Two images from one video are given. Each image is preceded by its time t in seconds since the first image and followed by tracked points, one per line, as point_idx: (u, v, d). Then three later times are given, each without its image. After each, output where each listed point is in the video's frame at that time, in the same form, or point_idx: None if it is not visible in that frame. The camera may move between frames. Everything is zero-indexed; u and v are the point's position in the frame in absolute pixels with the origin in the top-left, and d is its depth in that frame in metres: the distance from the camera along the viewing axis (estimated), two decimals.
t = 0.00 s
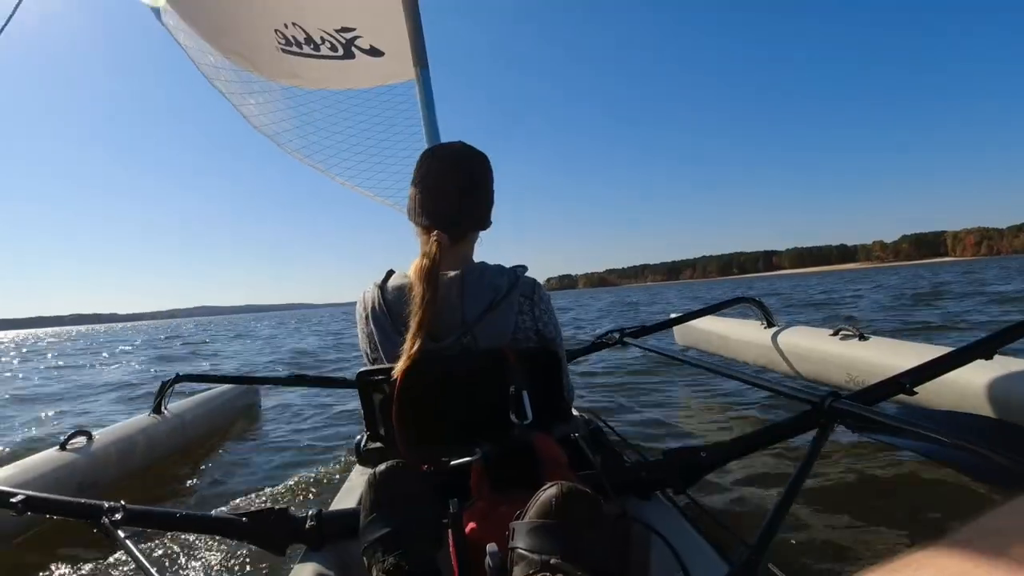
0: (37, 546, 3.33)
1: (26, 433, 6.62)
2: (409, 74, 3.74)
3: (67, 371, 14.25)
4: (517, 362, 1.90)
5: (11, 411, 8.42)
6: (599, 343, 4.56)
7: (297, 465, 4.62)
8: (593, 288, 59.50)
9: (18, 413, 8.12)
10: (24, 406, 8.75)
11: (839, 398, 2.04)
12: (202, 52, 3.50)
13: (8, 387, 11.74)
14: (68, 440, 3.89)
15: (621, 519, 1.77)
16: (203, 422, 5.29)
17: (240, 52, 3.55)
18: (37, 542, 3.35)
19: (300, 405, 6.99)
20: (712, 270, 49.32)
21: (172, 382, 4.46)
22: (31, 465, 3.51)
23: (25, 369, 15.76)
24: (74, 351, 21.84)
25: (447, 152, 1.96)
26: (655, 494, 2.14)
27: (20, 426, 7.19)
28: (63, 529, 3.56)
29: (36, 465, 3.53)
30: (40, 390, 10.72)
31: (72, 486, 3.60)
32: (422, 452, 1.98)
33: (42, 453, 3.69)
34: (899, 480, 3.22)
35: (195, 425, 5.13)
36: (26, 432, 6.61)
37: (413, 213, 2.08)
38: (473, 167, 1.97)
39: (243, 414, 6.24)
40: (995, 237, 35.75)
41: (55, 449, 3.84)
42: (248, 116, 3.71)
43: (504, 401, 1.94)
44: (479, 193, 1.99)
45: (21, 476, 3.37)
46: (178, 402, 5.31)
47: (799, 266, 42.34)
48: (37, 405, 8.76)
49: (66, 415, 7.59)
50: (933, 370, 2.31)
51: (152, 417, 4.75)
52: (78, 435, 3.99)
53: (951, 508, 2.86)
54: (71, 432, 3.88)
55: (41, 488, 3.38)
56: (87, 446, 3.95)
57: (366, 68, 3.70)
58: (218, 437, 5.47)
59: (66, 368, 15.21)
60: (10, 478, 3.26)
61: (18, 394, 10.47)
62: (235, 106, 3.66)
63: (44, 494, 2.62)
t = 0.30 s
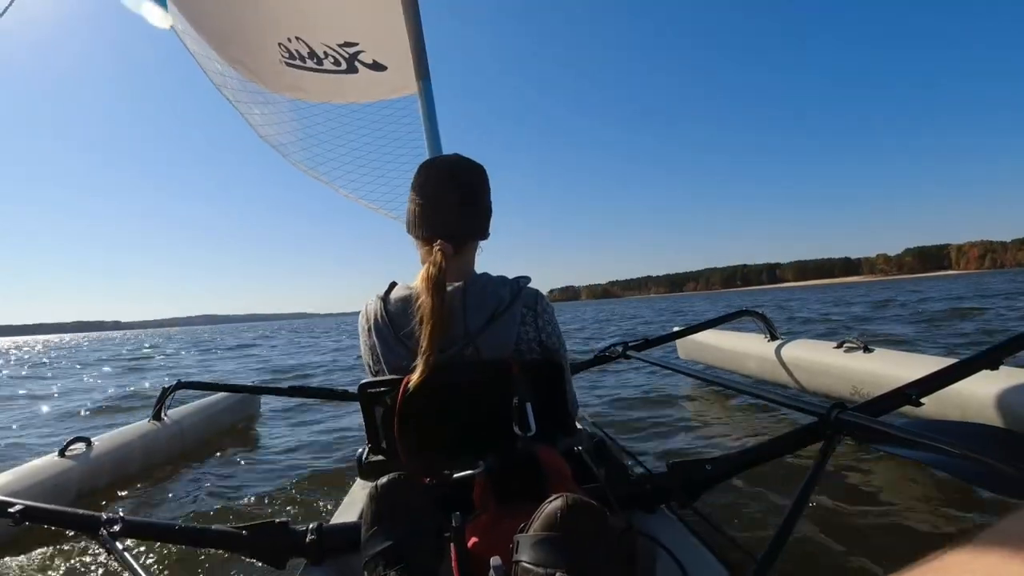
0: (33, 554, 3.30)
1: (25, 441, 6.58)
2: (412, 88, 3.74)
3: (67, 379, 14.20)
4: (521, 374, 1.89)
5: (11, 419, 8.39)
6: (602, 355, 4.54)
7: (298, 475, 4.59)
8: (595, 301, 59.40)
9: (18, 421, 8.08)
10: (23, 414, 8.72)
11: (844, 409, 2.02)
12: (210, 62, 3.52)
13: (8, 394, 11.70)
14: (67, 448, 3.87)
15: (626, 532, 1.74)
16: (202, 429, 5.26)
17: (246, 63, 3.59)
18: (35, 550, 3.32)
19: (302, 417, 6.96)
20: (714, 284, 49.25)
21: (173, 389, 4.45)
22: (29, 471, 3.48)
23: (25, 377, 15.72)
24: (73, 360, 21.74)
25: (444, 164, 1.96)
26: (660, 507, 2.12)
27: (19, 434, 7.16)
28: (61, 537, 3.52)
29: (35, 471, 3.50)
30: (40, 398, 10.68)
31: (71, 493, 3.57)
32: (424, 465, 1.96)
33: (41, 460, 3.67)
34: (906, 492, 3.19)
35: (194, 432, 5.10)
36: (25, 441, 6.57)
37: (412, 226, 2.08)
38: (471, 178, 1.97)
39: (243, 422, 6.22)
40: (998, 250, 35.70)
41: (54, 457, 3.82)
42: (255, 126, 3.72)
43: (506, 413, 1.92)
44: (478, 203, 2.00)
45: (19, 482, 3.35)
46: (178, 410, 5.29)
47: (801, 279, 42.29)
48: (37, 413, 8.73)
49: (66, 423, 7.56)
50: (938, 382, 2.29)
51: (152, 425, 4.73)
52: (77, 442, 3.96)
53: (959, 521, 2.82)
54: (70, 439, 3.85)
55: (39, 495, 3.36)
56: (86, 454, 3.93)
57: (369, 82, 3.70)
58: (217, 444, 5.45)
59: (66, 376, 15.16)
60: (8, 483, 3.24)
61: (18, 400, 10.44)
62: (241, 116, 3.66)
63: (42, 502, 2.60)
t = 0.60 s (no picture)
0: (27, 559, 3.29)
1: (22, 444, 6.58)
2: (414, 100, 3.77)
3: (67, 380, 14.19)
4: (518, 385, 1.90)
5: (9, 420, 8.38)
6: (600, 368, 4.55)
7: (294, 484, 4.58)
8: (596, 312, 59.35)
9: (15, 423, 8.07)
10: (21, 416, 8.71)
11: (841, 425, 2.02)
12: (216, 69, 3.56)
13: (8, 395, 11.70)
14: (63, 453, 3.87)
15: (620, 545, 1.73)
16: (199, 437, 5.25)
17: (252, 71, 3.62)
18: (28, 555, 3.32)
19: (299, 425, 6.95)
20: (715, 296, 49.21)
21: (170, 397, 4.44)
22: (26, 477, 3.49)
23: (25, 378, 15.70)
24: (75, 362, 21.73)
25: (444, 174, 1.98)
26: (656, 521, 2.11)
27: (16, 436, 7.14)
28: (53, 544, 3.50)
29: (30, 477, 3.50)
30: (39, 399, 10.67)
31: (65, 500, 3.56)
32: (419, 475, 1.96)
33: (36, 466, 3.66)
34: (903, 508, 3.17)
35: (191, 440, 5.09)
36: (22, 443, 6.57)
37: (412, 235, 2.09)
38: (471, 188, 1.98)
39: (241, 430, 6.21)
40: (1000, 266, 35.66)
41: (49, 462, 3.81)
42: (259, 134, 3.74)
43: (502, 424, 1.92)
44: (478, 213, 2.01)
45: (14, 487, 3.34)
46: (175, 417, 5.29)
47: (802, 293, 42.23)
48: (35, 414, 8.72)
49: (64, 426, 7.55)
50: (934, 398, 2.29)
51: (148, 432, 4.72)
52: (73, 448, 3.96)
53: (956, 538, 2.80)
54: (66, 445, 3.85)
55: (33, 501, 3.34)
56: (81, 460, 3.92)
57: (371, 93, 3.73)
58: (214, 452, 5.43)
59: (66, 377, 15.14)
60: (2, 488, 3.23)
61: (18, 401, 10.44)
62: (246, 123, 3.69)
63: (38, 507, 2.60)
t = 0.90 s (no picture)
0: (26, 554, 3.29)
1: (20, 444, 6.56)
2: (416, 96, 3.76)
3: (66, 381, 14.16)
4: (517, 381, 1.89)
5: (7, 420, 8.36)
6: (599, 366, 4.54)
7: (292, 480, 4.57)
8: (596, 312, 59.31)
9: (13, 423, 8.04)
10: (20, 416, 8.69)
11: (840, 424, 2.01)
12: (224, 60, 3.55)
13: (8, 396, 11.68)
14: (62, 448, 3.85)
15: (618, 542, 1.73)
16: (197, 431, 5.24)
17: (258, 62, 3.62)
18: (29, 551, 3.31)
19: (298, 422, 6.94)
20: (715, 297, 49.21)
21: (168, 391, 4.43)
22: (24, 471, 3.47)
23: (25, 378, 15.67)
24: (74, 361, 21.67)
25: (448, 169, 1.97)
26: (653, 519, 2.11)
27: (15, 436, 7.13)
28: (53, 539, 3.50)
29: (30, 471, 3.49)
30: (38, 400, 10.65)
31: (66, 495, 3.56)
32: (418, 470, 1.96)
33: (36, 461, 3.66)
34: (901, 507, 3.17)
35: (189, 434, 5.09)
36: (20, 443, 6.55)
37: (415, 230, 2.08)
38: (474, 184, 1.97)
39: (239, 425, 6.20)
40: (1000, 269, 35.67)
41: (48, 457, 3.81)
42: (265, 125, 3.72)
43: (501, 420, 1.91)
44: (482, 208, 2.00)
45: (15, 482, 3.33)
46: (174, 412, 5.29)
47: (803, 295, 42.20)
48: (34, 415, 8.70)
49: (62, 426, 7.53)
50: (933, 398, 2.28)
51: (147, 426, 4.71)
52: (72, 444, 3.95)
53: (956, 538, 2.79)
54: (66, 440, 3.84)
55: (33, 497, 3.33)
56: (81, 455, 3.91)
57: (374, 90, 3.72)
58: (212, 445, 5.43)
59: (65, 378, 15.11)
60: (2, 484, 3.23)
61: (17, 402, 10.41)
62: (253, 114, 3.67)
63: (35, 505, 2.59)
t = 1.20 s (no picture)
0: (27, 547, 3.29)
1: (18, 441, 6.55)
2: (413, 86, 3.77)
3: (63, 380, 14.12)
4: (514, 367, 1.90)
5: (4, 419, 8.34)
6: (597, 354, 4.56)
7: (291, 470, 4.59)
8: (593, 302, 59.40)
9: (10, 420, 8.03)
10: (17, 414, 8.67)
11: (834, 409, 2.03)
12: (221, 46, 3.49)
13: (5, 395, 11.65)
14: (60, 445, 3.86)
15: (612, 526, 1.75)
16: (197, 429, 5.24)
17: (255, 49, 3.57)
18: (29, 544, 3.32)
19: (295, 413, 6.96)
20: (712, 287, 49.28)
21: (168, 388, 4.43)
22: (22, 468, 3.48)
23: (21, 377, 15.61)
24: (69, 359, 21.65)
25: (449, 156, 1.96)
26: (649, 503, 2.13)
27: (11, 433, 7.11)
28: (55, 532, 3.51)
29: (28, 469, 3.49)
30: (34, 398, 10.62)
31: (65, 490, 3.57)
32: (415, 456, 1.97)
33: (36, 458, 3.66)
34: (895, 492, 3.20)
35: (189, 432, 5.09)
36: (18, 439, 6.54)
37: (415, 216, 2.08)
38: (476, 171, 1.97)
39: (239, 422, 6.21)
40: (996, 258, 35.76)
41: (47, 453, 3.81)
42: (262, 113, 3.66)
43: (498, 406, 1.92)
44: (483, 195, 1.99)
45: (14, 478, 3.34)
46: (173, 409, 5.30)
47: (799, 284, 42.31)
48: (31, 413, 8.68)
49: (59, 423, 7.51)
50: (926, 384, 2.29)
51: (146, 423, 4.72)
52: (71, 440, 3.95)
53: (948, 523, 2.82)
54: (64, 436, 3.85)
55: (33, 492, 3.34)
56: (79, 451, 3.92)
57: (370, 77, 3.71)
58: (211, 445, 5.42)
59: (62, 377, 15.06)
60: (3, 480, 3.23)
61: (14, 402, 10.39)
62: (249, 102, 3.60)
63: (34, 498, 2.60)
